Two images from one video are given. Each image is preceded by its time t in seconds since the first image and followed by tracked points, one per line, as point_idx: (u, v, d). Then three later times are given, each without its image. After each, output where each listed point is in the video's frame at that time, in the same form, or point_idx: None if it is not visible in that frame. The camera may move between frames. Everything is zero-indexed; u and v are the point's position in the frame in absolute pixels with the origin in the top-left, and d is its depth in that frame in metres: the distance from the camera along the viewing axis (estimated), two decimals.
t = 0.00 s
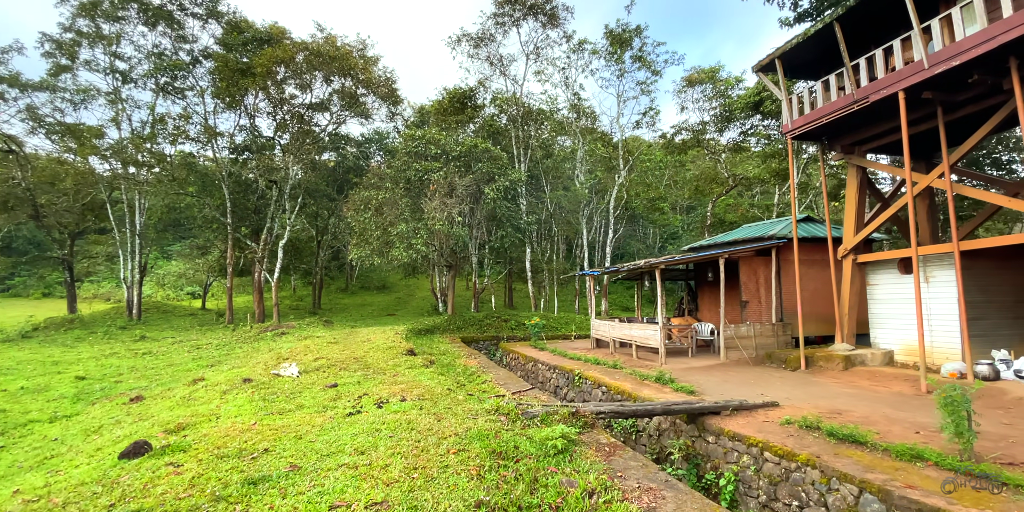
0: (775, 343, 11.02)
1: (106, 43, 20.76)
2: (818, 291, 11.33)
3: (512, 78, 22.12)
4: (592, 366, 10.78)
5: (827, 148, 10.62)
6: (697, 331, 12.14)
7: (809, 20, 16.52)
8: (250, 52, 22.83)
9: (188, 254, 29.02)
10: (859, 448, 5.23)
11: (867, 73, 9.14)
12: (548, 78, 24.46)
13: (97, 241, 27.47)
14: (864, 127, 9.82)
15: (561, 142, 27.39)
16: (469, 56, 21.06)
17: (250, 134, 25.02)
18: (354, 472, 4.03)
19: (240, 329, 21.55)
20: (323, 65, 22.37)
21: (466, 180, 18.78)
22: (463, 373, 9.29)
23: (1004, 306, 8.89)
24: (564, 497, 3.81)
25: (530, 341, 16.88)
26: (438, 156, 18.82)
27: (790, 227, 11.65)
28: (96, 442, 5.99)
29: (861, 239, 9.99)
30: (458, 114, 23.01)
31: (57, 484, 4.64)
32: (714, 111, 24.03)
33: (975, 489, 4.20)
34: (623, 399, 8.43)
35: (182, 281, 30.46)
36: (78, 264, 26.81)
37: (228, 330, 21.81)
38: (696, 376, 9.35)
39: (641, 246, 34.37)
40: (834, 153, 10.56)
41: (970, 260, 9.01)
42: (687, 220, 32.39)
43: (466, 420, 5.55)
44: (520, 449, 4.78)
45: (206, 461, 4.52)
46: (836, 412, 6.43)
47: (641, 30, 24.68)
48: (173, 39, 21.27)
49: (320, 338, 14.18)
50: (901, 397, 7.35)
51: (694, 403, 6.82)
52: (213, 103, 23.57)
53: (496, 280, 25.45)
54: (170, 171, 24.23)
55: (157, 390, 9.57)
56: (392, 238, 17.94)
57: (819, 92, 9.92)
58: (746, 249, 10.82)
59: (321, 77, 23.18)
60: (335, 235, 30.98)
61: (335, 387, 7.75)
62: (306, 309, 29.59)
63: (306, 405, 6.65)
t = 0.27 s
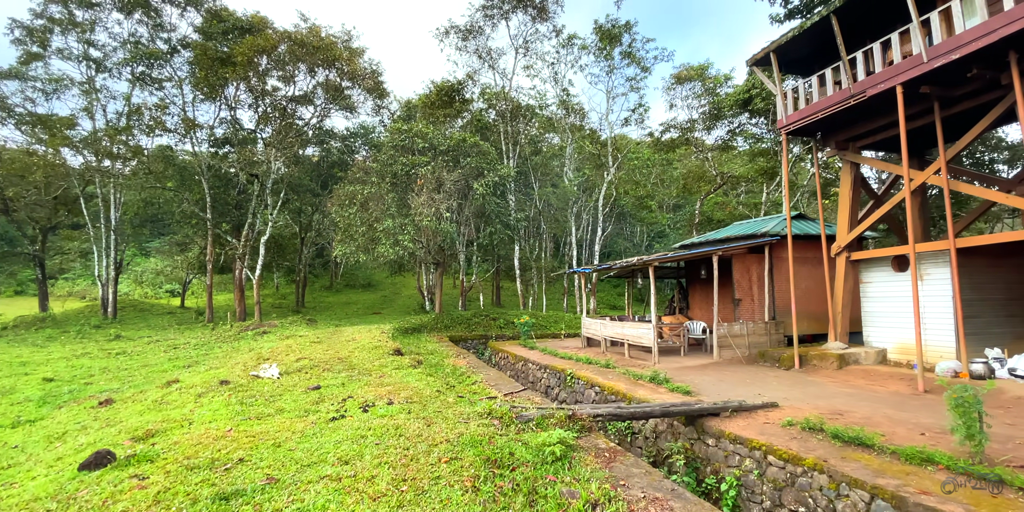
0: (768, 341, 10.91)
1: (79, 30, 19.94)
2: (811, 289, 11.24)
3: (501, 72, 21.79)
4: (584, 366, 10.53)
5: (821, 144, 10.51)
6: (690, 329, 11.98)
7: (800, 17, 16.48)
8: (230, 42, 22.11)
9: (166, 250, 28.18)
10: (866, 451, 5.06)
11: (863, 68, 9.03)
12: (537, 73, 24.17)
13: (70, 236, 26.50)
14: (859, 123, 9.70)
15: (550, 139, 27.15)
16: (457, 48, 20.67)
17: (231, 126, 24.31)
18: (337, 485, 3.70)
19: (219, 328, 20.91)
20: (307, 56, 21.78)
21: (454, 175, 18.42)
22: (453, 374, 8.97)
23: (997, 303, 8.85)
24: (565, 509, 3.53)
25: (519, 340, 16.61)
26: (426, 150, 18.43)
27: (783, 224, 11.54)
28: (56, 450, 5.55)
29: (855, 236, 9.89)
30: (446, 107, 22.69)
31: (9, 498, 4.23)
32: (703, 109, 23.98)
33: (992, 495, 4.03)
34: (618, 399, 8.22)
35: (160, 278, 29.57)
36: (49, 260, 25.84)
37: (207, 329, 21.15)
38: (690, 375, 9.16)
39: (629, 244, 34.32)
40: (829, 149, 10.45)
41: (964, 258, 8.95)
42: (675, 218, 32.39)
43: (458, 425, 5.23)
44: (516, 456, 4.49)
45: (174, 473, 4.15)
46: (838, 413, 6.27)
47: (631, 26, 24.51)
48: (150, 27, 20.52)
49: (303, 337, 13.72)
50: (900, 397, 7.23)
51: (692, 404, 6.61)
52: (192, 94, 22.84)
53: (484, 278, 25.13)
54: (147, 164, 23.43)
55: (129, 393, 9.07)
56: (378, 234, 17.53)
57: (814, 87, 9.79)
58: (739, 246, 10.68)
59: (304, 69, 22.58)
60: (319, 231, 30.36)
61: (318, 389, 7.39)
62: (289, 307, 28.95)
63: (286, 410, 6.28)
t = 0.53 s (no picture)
0: (762, 339, 10.78)
1: (50, 17, 19.07)
2: (805, 286, 11.12)
3: (490, 65, 21.41)
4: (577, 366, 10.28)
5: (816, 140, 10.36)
6: (683, 327, 11.79)
7: (791, 14, 16.41)
8: (210, 30, 21.39)
9: (144, 247, 27.30)
10: (875, 455, 4.85)
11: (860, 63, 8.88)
12: (527, 68, 23.84)
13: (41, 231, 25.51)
14: (855, 119, 9.55)
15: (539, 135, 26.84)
16: (445, 41, 20.24)
17: (211, 119, 23.59)
18: (317, 503, 3.37)
19: (199, 326, 20.24)
20: (290, 46, 21.17)
21: (442, 169, 18.04)
22: (442, 375, 8.65)
23: (991, 301, 8.77)
24: None
25: (509, 339, 16.32)
26: (413, 144, 18.00)
27: (777, 221, 11.41)
28: (11, 461, 5.11)
29: (850, 234, 9.76)
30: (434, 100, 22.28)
31: None
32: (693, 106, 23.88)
33: (1012, 503, 3.84)
34: (613, 400, 7.98)
35: (137, 275, 28.66)
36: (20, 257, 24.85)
37: (186, 327, 20.47)
38: (685, 375, 8.95)
39: (617, 241, 34.21)
40: (823, 146, 10.30)
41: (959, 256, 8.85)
42: (664, 215, 32.36)
43: (449, 431, 4.92)
44: (512, 467, 4.19)
45: (137, 490, 3.77)
46: (841, 415, 6.09)
47: (621, 21, 24.30)
48: (126, 15, 19.75)
49: (286, 337, 13.25)
50: (900, 396, 7.08)
51: (691, 406, 6.38)
52: (171, 85, 22.08)
53: (472, 276, 24.78)
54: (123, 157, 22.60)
55: (98, 396, 8.57)
56: (364, 230, 17.11)
57: (810, 82, 9.63)
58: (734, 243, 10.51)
59: (287, 60, 21.97)
60: (304, 227, 29.70)
61: (300, 392, 7.01)
62: (273, 305, 28.28)
63: (265, 416, 5.90)
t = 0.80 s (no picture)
0: (756, 339, 10.65)
1: (22, 1, 18.28)
2: (799, 285, 11.01)
3: (480, 59, 21.10)
4: (570, 366, 10.04)
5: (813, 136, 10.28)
6: (676, 327, 11.62)
7: (783, 12, 16.37)
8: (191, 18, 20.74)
9: (121, 242, 26.46)
10: (885, 460, 4.67)
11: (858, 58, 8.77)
12: (517, 63, 23.57)
13: (13, 226, 24.55)
14: (853, 115, 9.47)
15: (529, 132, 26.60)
16: (435, 33, 19.88)
17: (192, 111, 22.90)
18: None
19: (178, 325, 19.60)
20: (274, 35, 20.63)
21: (431, 164, 17.68)
22: (432, 376, 8.34)
23: (986, 301, 8.71)
24: None
25: (498, 338, 16.05)
26: (401, 138, 17.62)
27: (772, 220, 11.29)
28: None
29: (846, 232, 9.67)
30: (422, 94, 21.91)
31: None
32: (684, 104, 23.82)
33: None
34: (609, 402, 7.76)
35: (114, 271, 27.77)
36: None
37: (165, 326, 19.81)
38: (681, 375, 8.76)
39: (606, 240, 34.12)
40: (821, 142, 10.22)
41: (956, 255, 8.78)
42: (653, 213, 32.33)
43: (440, 438, 4.63)
44: (509, 476, 3.91)
45: (95, 507, 3.41)
46: (845, 417, 5.91)
47: (612, 17, 24.15)
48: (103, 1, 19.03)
49: (268, 336, 12.81)
50: (900, 398, 6.95)
51: (691, 409, 6.17)
52: (150, 75, 21.37)
53: (461, 274, 24.44)
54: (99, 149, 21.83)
55: (66, 399, 8.09)
56: (351, 226, 16.69)
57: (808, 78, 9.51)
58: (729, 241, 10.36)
59: (272, 51, 21.41)
60: (288, 223, 29.07)
61: (281, 395, 6.65)
62: (256, 303, 27.63)
63: (243, 421, 5.54)
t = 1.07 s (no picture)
0: (750, 338, 10.52)
1: None
2: (793, 284, 10.90)
3: (471, 54, 20.75)
4: (563, 366, 9.79)
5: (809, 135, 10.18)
6: (670, 326, 11.44)
7: (776, 9, 16.35)
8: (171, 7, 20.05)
9: (98, 238, 25.62)
10: (897, 468, 4.50)
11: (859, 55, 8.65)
12: (507, 58, 23.25)
13: None
14: (850, 113, 9.37)
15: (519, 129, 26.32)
16: (424, 26, 19.48)
17: (172, 103, 22.19)
18: None
19: (157, 323, 18.98)
20: (259, 26, 20.05)
21: (420, 160, 17.32)
22: (422, 378, 8.04)
23: (982, 301, 8.66)
24: None
25: (488, 337, 15.79)
26: (390, 133, 17.22)
27: (767, 218, 11.17)
28: None
29: (842, 231, 9.57)
30: (411, 88, 21.52)
31: None
32: (675, 102, 23.75)
33: None
34: (604, 404, 7.53)
35: (91, 268, 26.90)
36: None
37: (144, 325, 19.18)
38: (677, 376, 8.58)
39: (595, 238, 34.01)
40: (817, 141, 10.12)
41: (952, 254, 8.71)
42: (642, 212, 32.28)
43: (434, 447, 4.36)
44: (508, 489, 3.66)
45: None
46: (849, 421, 5.77)
47: (604, 14, 23.96)
48: None
49: (250, 335, 12.36)
50: (901, 400, 6.83)
51: (692, 412, 5.96)
52: (129, 65, 20.65)
53: (450, 271, 24.10)
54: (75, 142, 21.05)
55: (32, 403, 7.63)
56: (337, 223, 16.32)
57: (807, 74, 9.40)
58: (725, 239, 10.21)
59: (256, 43, 20.83)
60: (272, 219, 28.44)
61: (263, 399, 6.30)
62: (239, 301, 26.99)
63: (222, 428, 5.21)
